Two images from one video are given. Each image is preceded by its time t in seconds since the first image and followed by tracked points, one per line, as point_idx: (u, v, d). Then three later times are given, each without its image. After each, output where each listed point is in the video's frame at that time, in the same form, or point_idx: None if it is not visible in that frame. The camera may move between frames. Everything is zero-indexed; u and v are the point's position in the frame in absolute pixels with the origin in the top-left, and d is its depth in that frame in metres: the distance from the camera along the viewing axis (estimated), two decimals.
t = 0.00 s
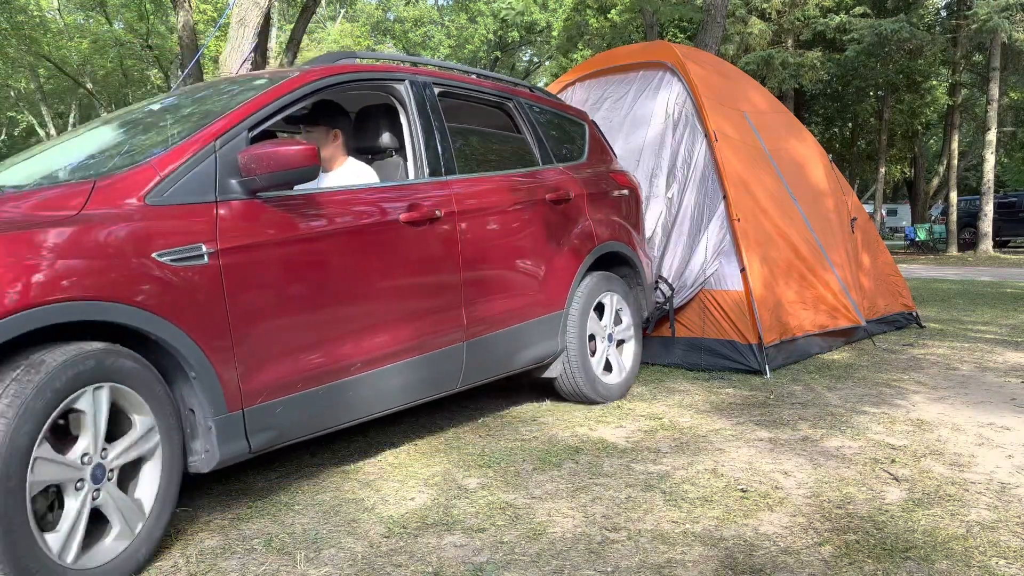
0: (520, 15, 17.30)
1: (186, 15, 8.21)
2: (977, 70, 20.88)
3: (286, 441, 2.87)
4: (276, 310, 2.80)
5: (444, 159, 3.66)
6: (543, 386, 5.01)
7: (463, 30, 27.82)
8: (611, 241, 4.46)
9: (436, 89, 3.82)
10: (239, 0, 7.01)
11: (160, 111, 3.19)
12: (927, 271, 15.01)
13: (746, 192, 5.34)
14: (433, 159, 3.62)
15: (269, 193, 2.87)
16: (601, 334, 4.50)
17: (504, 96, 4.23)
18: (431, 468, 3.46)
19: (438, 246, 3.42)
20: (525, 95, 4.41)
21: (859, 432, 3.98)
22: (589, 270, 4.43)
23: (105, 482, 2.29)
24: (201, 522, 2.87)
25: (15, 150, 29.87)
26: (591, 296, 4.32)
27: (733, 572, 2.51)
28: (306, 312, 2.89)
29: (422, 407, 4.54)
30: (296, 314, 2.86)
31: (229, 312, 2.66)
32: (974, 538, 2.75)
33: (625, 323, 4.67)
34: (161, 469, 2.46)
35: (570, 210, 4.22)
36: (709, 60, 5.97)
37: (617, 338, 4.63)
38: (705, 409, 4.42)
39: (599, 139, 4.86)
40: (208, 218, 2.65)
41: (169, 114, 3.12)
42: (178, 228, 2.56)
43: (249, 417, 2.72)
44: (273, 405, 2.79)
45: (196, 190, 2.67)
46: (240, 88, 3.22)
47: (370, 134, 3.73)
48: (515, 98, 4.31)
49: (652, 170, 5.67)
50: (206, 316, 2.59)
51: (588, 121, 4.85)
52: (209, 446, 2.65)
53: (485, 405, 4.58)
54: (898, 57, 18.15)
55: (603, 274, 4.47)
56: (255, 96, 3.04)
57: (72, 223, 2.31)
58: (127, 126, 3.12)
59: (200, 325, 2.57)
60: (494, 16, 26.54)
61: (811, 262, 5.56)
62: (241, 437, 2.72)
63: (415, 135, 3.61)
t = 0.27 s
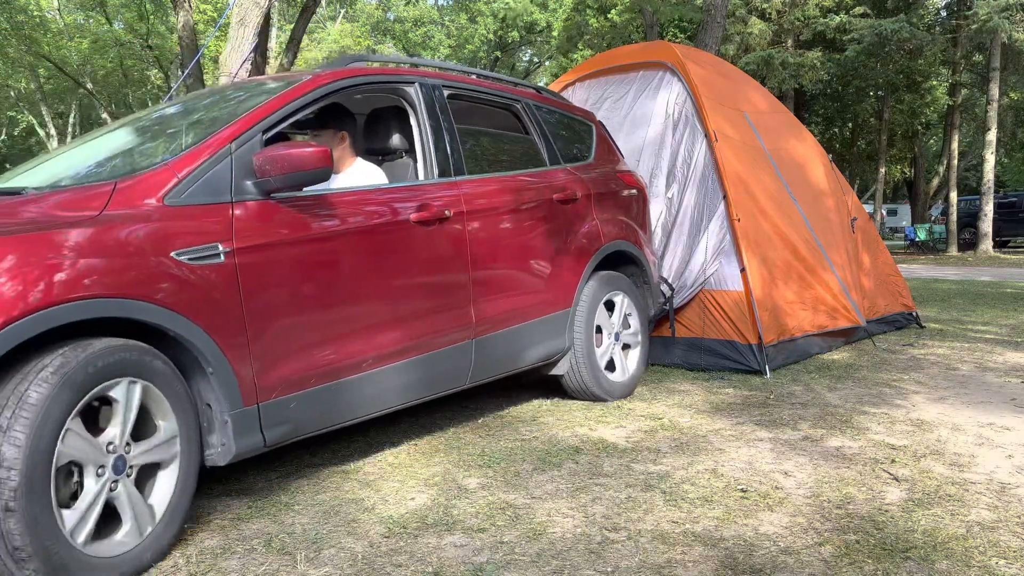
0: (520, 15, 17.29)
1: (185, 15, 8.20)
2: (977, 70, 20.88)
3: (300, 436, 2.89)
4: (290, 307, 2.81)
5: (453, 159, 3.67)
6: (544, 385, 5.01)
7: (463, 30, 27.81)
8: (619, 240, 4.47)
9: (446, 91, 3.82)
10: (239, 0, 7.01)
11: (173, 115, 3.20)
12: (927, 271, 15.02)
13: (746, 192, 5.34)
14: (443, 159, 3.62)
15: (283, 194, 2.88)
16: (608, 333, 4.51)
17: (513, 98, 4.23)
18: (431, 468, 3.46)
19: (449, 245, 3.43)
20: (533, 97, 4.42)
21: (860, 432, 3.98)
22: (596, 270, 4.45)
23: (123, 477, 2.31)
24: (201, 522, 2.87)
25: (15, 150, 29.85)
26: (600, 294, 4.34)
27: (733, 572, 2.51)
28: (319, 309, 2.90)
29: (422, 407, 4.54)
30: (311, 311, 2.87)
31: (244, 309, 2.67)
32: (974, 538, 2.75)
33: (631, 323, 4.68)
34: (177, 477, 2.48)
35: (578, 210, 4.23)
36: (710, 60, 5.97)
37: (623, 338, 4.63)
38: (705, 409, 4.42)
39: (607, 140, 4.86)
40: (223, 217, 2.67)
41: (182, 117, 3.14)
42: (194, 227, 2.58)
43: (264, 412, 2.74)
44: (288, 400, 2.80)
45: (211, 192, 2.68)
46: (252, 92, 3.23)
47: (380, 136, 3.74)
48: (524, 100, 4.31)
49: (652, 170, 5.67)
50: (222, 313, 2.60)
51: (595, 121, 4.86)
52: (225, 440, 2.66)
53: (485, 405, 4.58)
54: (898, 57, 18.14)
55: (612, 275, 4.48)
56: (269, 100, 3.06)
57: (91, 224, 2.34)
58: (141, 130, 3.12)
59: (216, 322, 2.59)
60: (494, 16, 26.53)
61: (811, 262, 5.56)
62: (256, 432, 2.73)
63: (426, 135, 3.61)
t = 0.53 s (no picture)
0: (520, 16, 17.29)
1: (186, 15, 8.22)
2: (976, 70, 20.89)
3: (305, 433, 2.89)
4: (295, 305, 2.81)
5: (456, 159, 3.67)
6: (544, 385, 5.01)
7: (463, 30, 27.82)
8: (622, 240, 4.47)
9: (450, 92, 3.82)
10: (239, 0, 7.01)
11: (177, 118, 3.20)
12: (927, 271, 15.02)
13: (745, 192, 5.34)
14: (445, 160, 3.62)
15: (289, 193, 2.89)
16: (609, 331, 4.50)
17: (516, 98, 4.23)
18: (431, 468, 3.46)
19: (452, 243, 3.43)
20: (536, 99, 4.43)
21: (859, 432, 3.98)
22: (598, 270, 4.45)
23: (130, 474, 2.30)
24: (202, 522, 2.87)
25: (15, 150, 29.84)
26: (603, 292, 4.34)
27: (733, 572, 2.51)
28: (325, 308, 2.90)
29: (422, 407, 4.53)
30: (316, 309, 2.87)
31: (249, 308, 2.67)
32: (974, 538, 2.75)
33: (633, 323, 4.67)
34: (182, 478, 2.48)
35: (581, 210, 4.23)
36: (709, 60, 5.97)
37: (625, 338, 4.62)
38: (705, 409, 4.42)
39: (609, 141, 4.86)
40: (229, 215, 2.67)
41: (188, 119, 3.14)
42: (200, 225, 2.58)
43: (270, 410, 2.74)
44: (293, 398, 2.80)
45: (219, 191, 2.68)
46: (256, 93, 3.23)
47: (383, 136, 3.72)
48: (526, 101, 4.31)
49: (652, 169, 5.67)
50: (228, 311, 2.60)
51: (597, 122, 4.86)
52: (232, 435, 2.66)
53: (485, 405, 4.58)
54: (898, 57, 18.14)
55: (614, 274, 4.48)
56: (275, 100, 3.06)
57: (99, 221, 2.34)
58: (146, 131, 3.11)
59: (222, 320, 2.58)
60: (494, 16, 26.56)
61: (810, 262, 5.56)
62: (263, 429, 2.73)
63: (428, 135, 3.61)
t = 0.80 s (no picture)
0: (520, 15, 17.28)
1: (186, 15, 8.22)
2: (977, 70, 20.89)
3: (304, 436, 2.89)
4: (294, 308, 2.81)
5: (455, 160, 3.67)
6: (544, 386, 5.01)
7: (463, 30, 27.81)
8: (621, 241, 4.47)
9: (449, 93, 3.82)
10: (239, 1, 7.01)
11: (176, 118, 3.20)
12: (927, 271, 15.01)
13: (745, 192, 5.34)
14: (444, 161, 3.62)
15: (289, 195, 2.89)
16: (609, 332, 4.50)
17: (515, 99, 4.23)
18: (431, 468, 3.46)
19: (451, 245, 3.43)
20: (535, 99, 4.42)
21: (860, 432, 3.98)
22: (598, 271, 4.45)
23: (124, 478, 2.29)
24: (202, 522, 2.87)
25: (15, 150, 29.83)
26: (602, 293, 4.34)
27: (733, 573, 2.51)
28: (324, 311, 2.90)
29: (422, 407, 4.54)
30: (315, 312, 2.87)
31: (248, 311, 2.67)
32: (974, 538, 2.75)
33: (633, 324, 4.67)
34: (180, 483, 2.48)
35: (580, 212, 4.23)
36: (709, 60, 5.97)
37: (625, 339, 4.62)
38: (705, 409, 4.42)
39: (609, 142, 4.86)
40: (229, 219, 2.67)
41: (187, 119, 3.15)
42: (199, 229, 2.58)
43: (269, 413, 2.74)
44: (292, 401, 2.81)
45: (218, 193, 2.69)
46: (255, 94, 3.23)
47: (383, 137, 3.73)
48: (526, 102, 4.31)
49: (652, 169, 5.67)
50: (227, 315, 2.60)
51: (597, 123, 4.85)
52: (230, 440, 2.67)
53: (485, 405, 4.58)
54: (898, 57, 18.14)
55: (614, 275, 4.48)
56: (274, 101, 3.06)
57: (98, 225, 2.35)
58: (145, 133, 3.11)
59: (221, 324, 2.59)
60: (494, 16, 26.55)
61: (810, 263, 5.56)
62: (262, 432, 2.73)
63: (427, 136, 3.61)
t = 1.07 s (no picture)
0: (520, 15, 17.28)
1: (185, 15, 8.22)
2: (977, 70, 20.89)
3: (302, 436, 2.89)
4: (293, 308, 2.81)
5: (454, 160, 3.67)
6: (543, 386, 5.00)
7: (463, 30, 27.81)
8: (621, 241, 4.47)
9: (448, 92, 3.82)
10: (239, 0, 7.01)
11: (176, 117, 3.20)
12: (927, 271, 15.00)
13: (745, 192, 5.34)
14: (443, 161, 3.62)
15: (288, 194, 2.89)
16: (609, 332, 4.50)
17: (515, 99, 4.23)
18: (431, 468, 3.46)
19: (450, 245, 3.43)
20: (535, 99, 4.42)
21: (860, 432, 3.98)
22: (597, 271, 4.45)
23: (115, 480, 2.29)
24: (202, 522, 2.87)
25: (15, 150, 29.82)
26: (602, 293, 4.35)
27: (733, 573, 2.51)
28: (323, 311, 2.90)
29: (422, 407, 4.53)
30: (314, 312, 2.87)
31: (247, 310, 2.67)
32: (974, 538, 2.75)
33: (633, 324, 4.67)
34: (177, 483, 2.47)
35: (580, 211, 4.23)
36: (709, 60, 5.97)
37: (625, 339, 4.62)
38: (705, 409, 4.42)
39: (609, 141, 4.86)
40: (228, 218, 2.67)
41: (188, 118, 3.15)
42: (198, 228, 2.58)
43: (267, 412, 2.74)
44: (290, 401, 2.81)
45: (216, 192, 2.69)
46: (254, 93, 3.23)
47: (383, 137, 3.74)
48: (525, 101, 4.31)
49: (652, 168, 5.67)
50: (226, 314, 2.60)
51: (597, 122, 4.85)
52: (228, 438, 2.66)
53: (485, 405, 4.58)
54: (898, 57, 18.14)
55: (614, 275, 4.49)
56: (274, 101, 3.06)
57: (97, 224, 2.35)
58: (145, 131, 3.11)
59: (220, 323, 2.59)
60: (494, 16, 26.55)
61: (810, 263, 5.56)
62: (260, 432, 2.73)
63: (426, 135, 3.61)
